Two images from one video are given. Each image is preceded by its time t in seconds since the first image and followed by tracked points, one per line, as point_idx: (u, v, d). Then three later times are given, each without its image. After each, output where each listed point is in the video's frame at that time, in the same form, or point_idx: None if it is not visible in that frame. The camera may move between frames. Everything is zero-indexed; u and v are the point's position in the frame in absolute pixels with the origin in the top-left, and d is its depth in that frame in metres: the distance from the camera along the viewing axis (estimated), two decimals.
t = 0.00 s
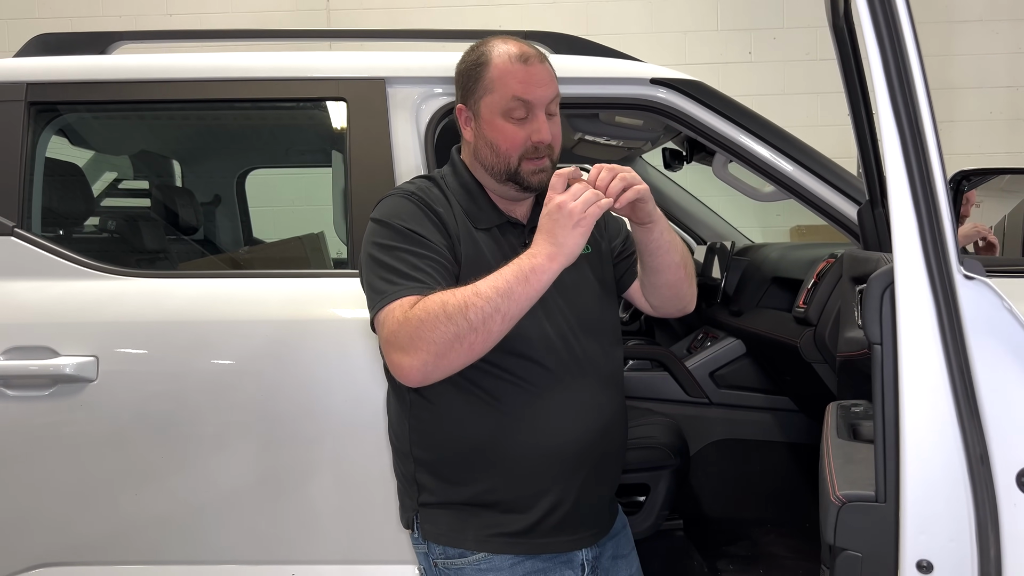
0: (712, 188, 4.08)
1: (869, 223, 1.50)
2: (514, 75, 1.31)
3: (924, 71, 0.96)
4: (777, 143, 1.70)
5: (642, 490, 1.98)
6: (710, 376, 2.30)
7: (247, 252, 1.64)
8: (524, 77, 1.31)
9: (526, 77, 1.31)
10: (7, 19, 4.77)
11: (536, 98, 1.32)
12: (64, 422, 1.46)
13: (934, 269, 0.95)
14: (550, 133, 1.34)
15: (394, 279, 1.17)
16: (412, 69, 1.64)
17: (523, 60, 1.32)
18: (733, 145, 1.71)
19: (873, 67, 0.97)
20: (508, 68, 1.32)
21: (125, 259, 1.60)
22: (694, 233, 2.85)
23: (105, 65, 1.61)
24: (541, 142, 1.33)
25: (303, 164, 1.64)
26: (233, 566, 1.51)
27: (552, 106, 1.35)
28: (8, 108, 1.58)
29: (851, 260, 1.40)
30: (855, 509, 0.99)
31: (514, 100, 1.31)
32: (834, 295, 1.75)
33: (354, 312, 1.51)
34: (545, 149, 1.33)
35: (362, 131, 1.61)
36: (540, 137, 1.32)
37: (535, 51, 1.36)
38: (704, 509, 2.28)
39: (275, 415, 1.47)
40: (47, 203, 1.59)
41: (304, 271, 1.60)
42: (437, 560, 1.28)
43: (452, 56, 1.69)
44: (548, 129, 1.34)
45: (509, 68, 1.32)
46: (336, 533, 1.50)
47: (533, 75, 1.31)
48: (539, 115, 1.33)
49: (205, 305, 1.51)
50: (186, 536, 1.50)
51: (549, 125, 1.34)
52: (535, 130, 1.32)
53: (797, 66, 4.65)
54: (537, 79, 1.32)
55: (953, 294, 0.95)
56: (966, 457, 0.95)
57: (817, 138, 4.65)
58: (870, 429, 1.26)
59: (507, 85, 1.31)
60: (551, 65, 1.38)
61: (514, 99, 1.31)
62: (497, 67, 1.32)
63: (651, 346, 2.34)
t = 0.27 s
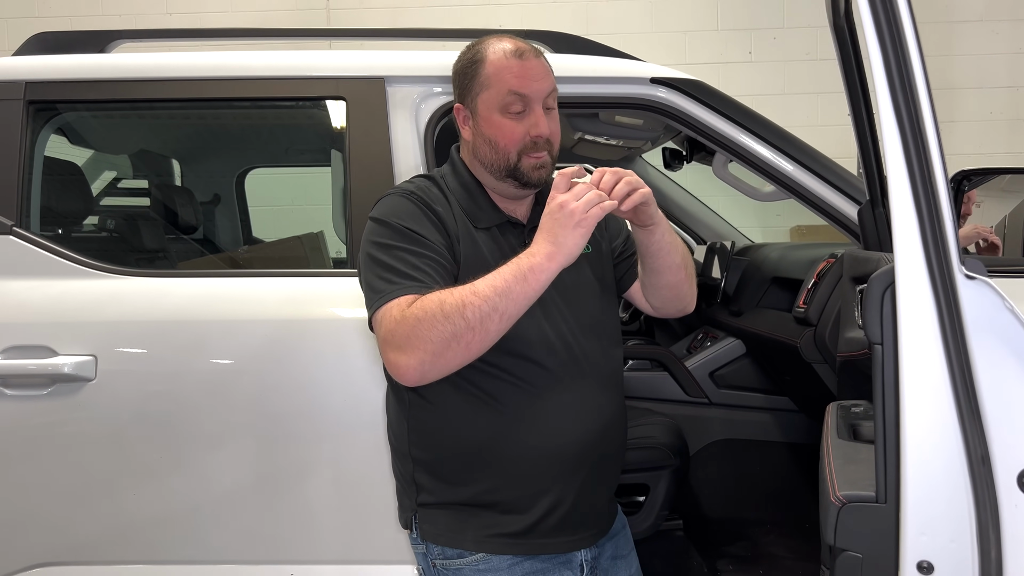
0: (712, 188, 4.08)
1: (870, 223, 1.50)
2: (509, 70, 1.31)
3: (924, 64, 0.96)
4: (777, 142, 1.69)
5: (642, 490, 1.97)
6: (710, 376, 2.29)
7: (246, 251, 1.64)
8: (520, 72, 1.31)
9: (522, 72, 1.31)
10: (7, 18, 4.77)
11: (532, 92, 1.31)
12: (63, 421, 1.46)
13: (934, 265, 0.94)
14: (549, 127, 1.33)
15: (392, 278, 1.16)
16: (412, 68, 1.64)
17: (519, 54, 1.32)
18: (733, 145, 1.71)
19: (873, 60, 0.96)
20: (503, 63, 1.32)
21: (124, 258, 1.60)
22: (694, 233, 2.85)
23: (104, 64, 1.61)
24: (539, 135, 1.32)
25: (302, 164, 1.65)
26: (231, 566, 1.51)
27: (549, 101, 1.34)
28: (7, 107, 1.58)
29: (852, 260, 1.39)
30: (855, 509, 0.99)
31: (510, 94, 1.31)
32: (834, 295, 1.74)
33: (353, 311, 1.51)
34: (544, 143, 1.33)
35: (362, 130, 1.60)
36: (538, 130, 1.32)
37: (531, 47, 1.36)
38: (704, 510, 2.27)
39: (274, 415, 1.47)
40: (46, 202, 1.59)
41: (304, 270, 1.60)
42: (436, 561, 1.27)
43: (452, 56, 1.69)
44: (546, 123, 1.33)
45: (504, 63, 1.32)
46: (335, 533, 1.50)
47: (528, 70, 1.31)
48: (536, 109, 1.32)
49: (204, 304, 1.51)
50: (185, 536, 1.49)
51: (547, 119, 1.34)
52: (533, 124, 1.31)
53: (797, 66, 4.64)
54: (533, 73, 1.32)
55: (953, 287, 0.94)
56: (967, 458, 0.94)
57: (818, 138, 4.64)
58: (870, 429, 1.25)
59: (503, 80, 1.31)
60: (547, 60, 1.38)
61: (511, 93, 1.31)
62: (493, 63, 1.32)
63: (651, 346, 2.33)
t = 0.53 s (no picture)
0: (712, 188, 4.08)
1: (869, 224, 1.49)
2: (508, 67, 1.31)
3: (925, 62, 0.96)
4: (778, 143, 1.69)
5: (641, 490, 1.97)
6: (710, 377, 2.29)
7: (245, 251, 1.64)
8: (518, 69, 1.31)
9: (520, 69, 1.31)
10: (7, 17, 4.77)
11: (531, 89, 1.31)
12: (61, 421, 1.45)
13: (934, 263, 0.94)
14: (548, 124, 1.33)
15: (376, 265, 1.15)
16: (412, 68, 1.64)
17: (518, 52, 1.32)
18: (733, 144, 1.71)
19: (873, 58, 0.96)
20: (503, 60, 1.32)
21: (123, 258, 1.60)
22: (694, 233, 2.85)
23: (104, 63, 1.60)
24: (538, 132, 1.32)
25: (302, 164, 1.64)
26: (230, 566, 1.50)
27: (548, 98, 1.34)
28: (6, 106, 1.57)
29: (852, 260, 1.39)
30: (855, 511, 0.99)
31: (509, 92, 1.31)
32: (834, 295, 1.74)
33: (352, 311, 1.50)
34: (543, 140, 1.33)
35: (362, 130, 1.60)
36: (537, 128, 1.32)
37: (530, 44, 1.35)
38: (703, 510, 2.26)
39: (273, 414, 1.47)
40: (45, 201, 1.59)
41: (303, 270, 1.59)
42: (435, 561, 1.27)
43: (452, 55, 1.68)
44: (545, 120, 1.33)
45: (504, 61, 1.32)
46: (333, 534, 1.50)
47: (527, 66, 1.31)
48: (535, 106, 1.32)
49: (203, 304, 1.51)
50: (183, 535, 1.49)
51: (546, 117, 1.34)
52: (531, 122, 1.31)
53: (797, 67, 4.64)
54: (532, 70, 1.32)
55: (952, 285, 0.94)
56: (967, 460, 0.94)
57: (818, 138, 4.64)
58: (870, 430, 1.25)
59: (502, 77, 1.31)
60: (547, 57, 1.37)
61: (510, 91, 1.31)
62: (491, 60, 1.32)
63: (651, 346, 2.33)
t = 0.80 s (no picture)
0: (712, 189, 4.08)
1: (869, 224, 1.50)
2: (510, 65, 1.33)
3: (925, 64, 0.96)
4: (777, 144, 1.69)
5: (640, 491, 1.97)
6: (709, 377, 2.29)
7: (244, 251, 1.63)
8: (521, 68, 1.33)
9: (523, 68, 1.32)
10: (7, 17, 4.77)
11: (533, 88, 1.33)
12: (60, 420, 1.45)
13: (934, 266, 0.94)
14: (547, 124, 1.35)
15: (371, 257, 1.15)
16: (412, 68, 1.64)
17: (520, 51, 1.34)
18: (732, 145, 1.71)
19: (873, 59, 0.96)
20: (504, 58, 1.34)
21: (122, 257, 1.60)
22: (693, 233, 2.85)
23: (104, 62, 1.60)
24: (538, 132, 1.33)
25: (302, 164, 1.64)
26: (229, 566, 1.50)
27: (549, 98, 1.36)
28: (6, 105, 1.57)
29: (852, 262, 1.39)
30: (854, 511, 0.99)
31: (510, 90, 1.33)
32: (834, 296, 1.73)
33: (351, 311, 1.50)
34: (543, 140, 1.34)
35: (362, 129, 1.60)
36: (536, 127, 1.33)
37: (533, 45, 1.38)
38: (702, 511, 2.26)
39: (272, 414, 1.47)
40: (44, 200, 1.59)
41: (302, 270, 1.59)
42: (435, 561, 1.27)
43: (452, 55, 1.68)
44: (545, 120, 1.35)
45: (506, 59, 1.34)
46: (332, 534, 1.49)
47: (529, 66, 1.33)
48: (535, 105, 1.34)
49: (202, 303, 1.51)
50: (182, 535, 1.49)
51: (546, 116, 1.35)
52: (531, 120, 1.33)
53: (796, 68, 4.65)
54: (534, 70, 1.34)
55: (953, 287, 0.94)
56: (966, 461, 0.94)
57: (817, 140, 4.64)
58: (869, 431, 1.25)
59: (504, 75, 1.33)
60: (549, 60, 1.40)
61: (511, 89, 1.33)
62: (494, 59, 1.34)
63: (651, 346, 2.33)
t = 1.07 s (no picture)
0: (711, 189, 4.08)
1: (868, 225, 1.50)
2: (520, 64, 1.37)
3: (925, 67, 0.96)
4: (777, 145, 1.70)
5: (639, 491, 1.97)
6: (708, 378, 2.32)
7: (243, 250, 1.63)
8: (529, 66, 1.36)
9: (531, 66, 1.36)
10: (7, 16, 4.76)
11: (540, 87, 1.37)
12: (59, 419, 1.45)
13: (934, 271, 0.94)
14: (552, 124, 1.38)
15: (389, 277, 1.16)
16: (411, 68, 1.64)
17: (530, 50, 1.38)
18: (732, 146, 1.70)
19: (872, 62, 0.96)
20: (515, 57, 1.37)
21: (121, 256, 1.60)
22: (692, 234, 2.85)
23: (103, 61, 1.60)
24: (541, 130, 1.37)
25: (301, 164, 1.64)
26: (227, 566, 1.50)
27: (556, 99, 1.39)
28: (4, 104, 1.57)
29: (851, 262, 1.39)
30: (852, 513, 1.00)
31: (518, 88, 1.36)
32: (832, 297, 1.72)
33: (350, 311, 1.50)
34: (546, 138, 1.37)
35: (361, 129, 1.60)
36: (541, 126, 1.36)
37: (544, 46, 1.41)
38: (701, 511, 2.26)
39: (271, 413, 1.46)
40: (44, 199, 1.59)
41: (301, 269, 1.59)
42: (434, 560, 1.27)
43: (452, 55, 1.69)
44: (550, 120, 1.38)
45: (516, 58, 1.37)
46: (331, 533, 1.49)
47: (538, 65, 1.37)
48: (542, 104, 1.37)
49: (201, 303, 1.51)
50: (181, 535, 1.49)
51: (551, 116, 1.38)
52: (536, 119, 1.36)
53: (796, 69, 4.65)
54: (543, 69, 1.37)
55: (952, 288, 0.94)
56: (965, 462, 0.94)
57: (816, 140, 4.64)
58: (868, 432, 1.25)
59: (512, 73, 1.36)
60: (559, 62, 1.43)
61: (519, 86, 1.36)
62: (504, 57, 1.38)
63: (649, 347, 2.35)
